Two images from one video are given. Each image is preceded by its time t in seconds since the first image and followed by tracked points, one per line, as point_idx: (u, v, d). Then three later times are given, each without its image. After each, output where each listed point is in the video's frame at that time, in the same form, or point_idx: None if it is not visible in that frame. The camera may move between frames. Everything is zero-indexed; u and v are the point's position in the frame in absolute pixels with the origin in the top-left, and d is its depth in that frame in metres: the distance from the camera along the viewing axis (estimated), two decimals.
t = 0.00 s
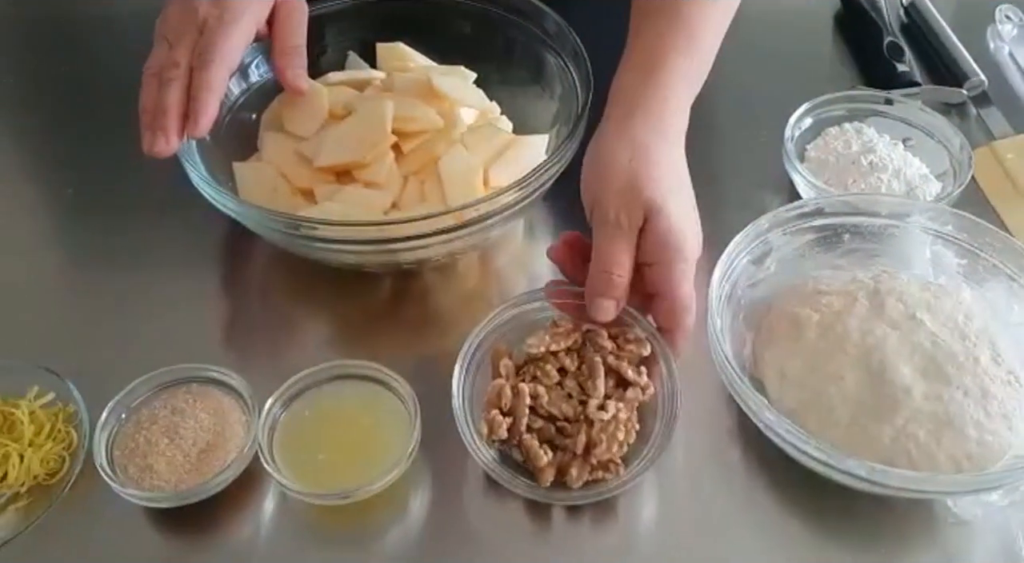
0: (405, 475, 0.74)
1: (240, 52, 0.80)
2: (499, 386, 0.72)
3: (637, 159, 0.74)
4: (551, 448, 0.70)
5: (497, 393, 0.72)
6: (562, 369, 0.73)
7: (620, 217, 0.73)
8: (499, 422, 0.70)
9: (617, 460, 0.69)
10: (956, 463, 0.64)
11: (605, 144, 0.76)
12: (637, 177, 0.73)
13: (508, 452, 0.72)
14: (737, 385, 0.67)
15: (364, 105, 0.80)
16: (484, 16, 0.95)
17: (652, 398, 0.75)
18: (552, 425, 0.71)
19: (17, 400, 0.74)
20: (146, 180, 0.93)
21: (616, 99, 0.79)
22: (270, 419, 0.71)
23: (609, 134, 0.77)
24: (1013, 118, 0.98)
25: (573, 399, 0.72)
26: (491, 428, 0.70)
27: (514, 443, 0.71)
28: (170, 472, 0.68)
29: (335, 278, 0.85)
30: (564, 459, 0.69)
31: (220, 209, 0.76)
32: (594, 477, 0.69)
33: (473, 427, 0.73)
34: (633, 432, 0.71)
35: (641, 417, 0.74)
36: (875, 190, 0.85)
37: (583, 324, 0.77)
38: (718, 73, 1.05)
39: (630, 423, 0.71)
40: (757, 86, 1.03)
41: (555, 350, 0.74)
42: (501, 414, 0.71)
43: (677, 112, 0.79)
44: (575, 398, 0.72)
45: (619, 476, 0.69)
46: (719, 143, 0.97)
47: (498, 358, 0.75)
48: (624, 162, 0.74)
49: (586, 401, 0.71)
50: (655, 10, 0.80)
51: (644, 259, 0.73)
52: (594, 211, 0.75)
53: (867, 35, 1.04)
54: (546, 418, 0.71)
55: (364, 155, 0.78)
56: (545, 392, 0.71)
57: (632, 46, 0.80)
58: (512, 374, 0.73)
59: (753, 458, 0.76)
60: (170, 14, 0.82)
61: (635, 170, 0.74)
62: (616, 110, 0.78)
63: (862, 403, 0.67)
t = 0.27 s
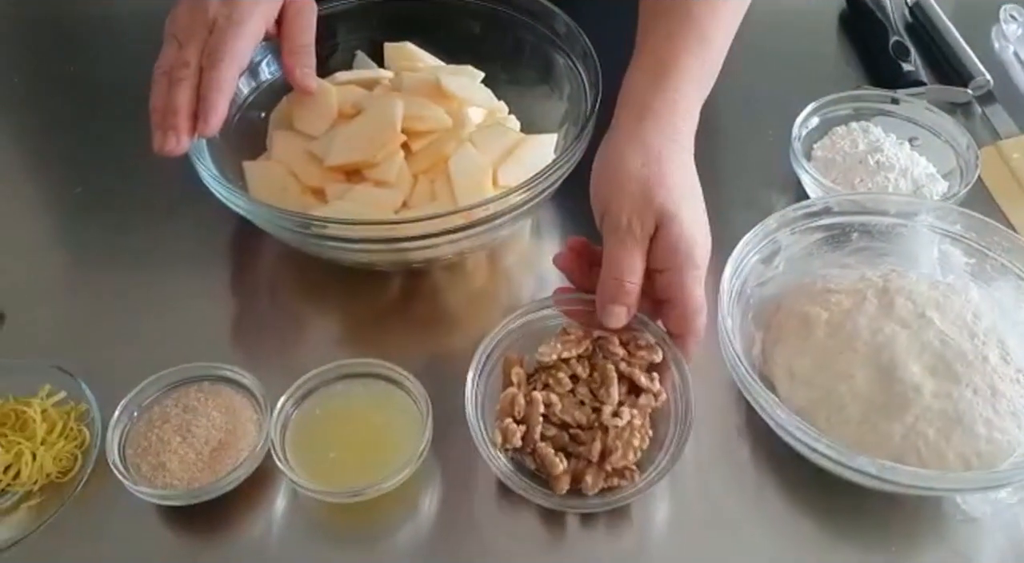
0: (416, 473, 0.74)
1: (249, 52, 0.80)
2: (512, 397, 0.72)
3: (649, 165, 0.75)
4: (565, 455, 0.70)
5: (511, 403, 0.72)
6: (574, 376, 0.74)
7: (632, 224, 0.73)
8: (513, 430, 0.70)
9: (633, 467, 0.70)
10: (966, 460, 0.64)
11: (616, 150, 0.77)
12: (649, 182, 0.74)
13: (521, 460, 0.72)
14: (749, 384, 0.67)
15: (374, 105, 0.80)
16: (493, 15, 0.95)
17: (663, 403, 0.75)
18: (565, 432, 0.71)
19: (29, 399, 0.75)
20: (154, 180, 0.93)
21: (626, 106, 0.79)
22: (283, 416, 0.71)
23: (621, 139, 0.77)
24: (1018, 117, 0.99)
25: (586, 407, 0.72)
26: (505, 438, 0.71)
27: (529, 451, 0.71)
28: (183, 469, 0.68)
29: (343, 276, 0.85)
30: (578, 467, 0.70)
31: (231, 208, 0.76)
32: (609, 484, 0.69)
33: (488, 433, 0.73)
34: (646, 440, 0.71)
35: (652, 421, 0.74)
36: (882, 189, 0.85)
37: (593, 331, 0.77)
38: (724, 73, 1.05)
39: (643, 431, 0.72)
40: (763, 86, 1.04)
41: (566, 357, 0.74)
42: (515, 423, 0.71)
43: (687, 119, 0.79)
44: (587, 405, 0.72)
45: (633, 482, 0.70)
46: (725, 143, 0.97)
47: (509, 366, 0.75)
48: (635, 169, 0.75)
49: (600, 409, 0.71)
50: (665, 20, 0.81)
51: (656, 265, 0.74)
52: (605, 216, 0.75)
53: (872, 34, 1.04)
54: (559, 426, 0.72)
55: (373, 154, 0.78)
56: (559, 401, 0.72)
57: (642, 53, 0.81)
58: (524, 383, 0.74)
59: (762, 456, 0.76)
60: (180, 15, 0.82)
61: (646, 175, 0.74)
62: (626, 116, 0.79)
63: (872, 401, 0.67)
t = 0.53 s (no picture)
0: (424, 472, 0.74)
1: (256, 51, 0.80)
2: (520, 398, 0.72)
3: (656, 170, 0.75)
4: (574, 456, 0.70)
5: (519, 404, 0.72)
6: (581, 378, 0.74)
7: (638, 229, 0.73)
8: (522, 431, 0.71)
9: (641, 468, 0.70)
10: (973, 458, 0.65)
11: (624, 154, 0.77)
12: (656, 187, 0.74)
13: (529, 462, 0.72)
14: (758, 382, 0.67)
15: (381, 104, 0.80)
16: (498, 15, 0.96)
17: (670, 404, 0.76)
18: (573, 434, 0.71)
19: (38, 397, 0.75)
20: (161, 179, 0.93)
21: (635, 111, 0.79)
22: (293, 414, 0.71)
23: (628, 145, 0.77)
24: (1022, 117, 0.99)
25: (594, 409, 0.72)
26: (514, 439, 0.71)
27: (537, 451, 0.71)
28: (194, 467, 0.68)
29: (349, 275, 0.85)
30: (587, 467, 0.70)
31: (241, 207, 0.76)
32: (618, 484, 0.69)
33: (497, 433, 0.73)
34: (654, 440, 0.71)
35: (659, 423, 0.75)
36: (887, 188, 0.86)
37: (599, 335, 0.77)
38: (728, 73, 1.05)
39: (651, 431, 0.72)
40: (768, 86, 1.04)
41: (574, 360, 0.74)
42: (523, 424, 0.71)
43: (694, 126, 0.79)
44: (595, 407, 0.72)
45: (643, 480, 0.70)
46: (730, 143, 0.98)
47: (515, 369, 0.76)
48: (642, 174, 0.75)
49: (607, 410, 0.72)
50: (676, 28, 0.81)
51: (661, 271, 0.74)
52: (611, 221, 0.75)
53: (875, 34, 1.04)
54: (567, 427, 0.72)
55: (381, 153, 0.78)
56: (566, 402, 0.72)
57: (651, 61, 0.81)
58: (531, 385, 0.74)
59: (769, 455, 0.76)
60: (186, 14, 0.82)
61: (653, 180, 0.74)
62: (634, 122, 0.79)
63: (879, 399, 0.68)
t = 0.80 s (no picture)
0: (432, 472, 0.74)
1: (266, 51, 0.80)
2: (524, 400, 0.71)
3: (661, 178, 0.75)
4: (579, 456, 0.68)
5: (523, 407, 0.71)
6: (585, 383, 0.72)
7: (641, 237, 0.73)
8: (526, 430, 0.69)
9: (648, 465, 0.68)
10: (982, 458, 0.65)
11: (630, 161, 0.77)
12: (662, 195, 0.74)
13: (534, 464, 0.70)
14: (768, 383, 0.68)
15: (392, 105, 0.80)
16: (506, 16, 0.96)
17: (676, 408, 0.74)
18: (578, 436, 0.69)
19: (46, 397, 0.75)
20: (167, 178, 0.93)
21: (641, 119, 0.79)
22: (302, 416, 0.71)
23: (634, 153, 0.77)
24: None
25: (598, 411, 0.70)
26: (518, 440, 0.69)
27: (542, 452, 0.69)
28: (204, 468, 0.68)
29: (357, 275, 0.85)
30: (593, 466, 0.68)
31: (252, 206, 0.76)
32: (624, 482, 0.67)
33: (500, 435, 0.71)
34: (660, 439, 0.69)
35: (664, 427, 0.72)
36: (893, 189, 0.86)
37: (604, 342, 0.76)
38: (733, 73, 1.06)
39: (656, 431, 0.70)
40: (772, 86, 1.04)
41: (577, 365, 0.73)
42: (528, 425, 0.69)
43: (702, 135, 0.79)
44: (599, 409, 0.70)
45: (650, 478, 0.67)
46: (736, 143, 0.98)
47: (518, 377, 0.74)
48: (647, 181, 0.75)
49: (612, 410, 0.70)
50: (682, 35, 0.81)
51: (664, 280, 0.74)
52: (616, 228, 0.75)
53: (879, 34, 1.05)
54: (571, 430, 0.70)
55: (394, 155, 0.78)
56: (570, 404, 0.70)
57: (659, 68, 0.81)
58: (535, 390, 0.72)
59: (777, 455, 0.76)
60: (195, 18, 0.83)
61: (658, 187, 0.74)
62: (641, 130, 0.79)
63: (888, 399, 0.68)
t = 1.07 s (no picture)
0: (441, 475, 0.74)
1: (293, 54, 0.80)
2: (533, 401, 0.70)
3: (688, 168, 0.76)
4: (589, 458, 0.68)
5: (532, 408, 0.70)
6: (594, 386, 0.71)
7: (664, 221, 0.73)
8: (535, 431, 0.68)
9: (657, 467, 0.67)
10: (993, 461, 0.65)
11: (656, 152, 0.78)
12: (687, 186, 0.75)
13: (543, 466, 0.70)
14: (781, 386, 0.68)
15: (417, 109, 0.80)
16: (527, 18, 0.96)
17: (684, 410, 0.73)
18: (587, 438, 0.69)
19: (54, 399, 0.74)
20: (173, 179, 0.93)
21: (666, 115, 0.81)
22: (312, 417, 0.71)
23: (659, 144, 0.78)
24: None
25: (607, 413, 0.70)
26: (527, 441, 0.68)
27: (552, 454, 0.69)
28: (214, 470, 0.68)
29: (365, 277, 0.85)
30: (602, 468, 0.67)
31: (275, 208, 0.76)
32: (634, 485, 0.66)
33: (509, 438, 0.70)
34: (669, 442, 0.68)
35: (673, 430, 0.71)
36: (901, 190, 0.86)
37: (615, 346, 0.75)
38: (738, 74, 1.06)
39: (666, 434, 0.69)
40: (778, 88, 1.04)
41: (587, 368, 0.72)
42: (537, 426, 0.69)
43: (729, 128, 0.81)
44: (609, 412, 0.70)
45: (659, 480, 0.67)
46: (742, 144, 0.98)
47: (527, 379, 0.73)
48: (672, 172, 0.76)
49: (621, 412, 0.69)
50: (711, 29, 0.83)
51: (682, 260, 0.74)
52: (638, 213, 0.75)
53: (886, 35, 1.05)
54: (581, 432, 0.69)
55: (421, 159, 0.78)
56: (579, 406, 0.70)
57: (686, 66, 0.83)
58: (545, 393, 0.71)
59: (786, 457, 0.76)
60: (219, 24, 0.83)
61: (682, 176, 0.75)
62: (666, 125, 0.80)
63: (899, 401, 0.68)
